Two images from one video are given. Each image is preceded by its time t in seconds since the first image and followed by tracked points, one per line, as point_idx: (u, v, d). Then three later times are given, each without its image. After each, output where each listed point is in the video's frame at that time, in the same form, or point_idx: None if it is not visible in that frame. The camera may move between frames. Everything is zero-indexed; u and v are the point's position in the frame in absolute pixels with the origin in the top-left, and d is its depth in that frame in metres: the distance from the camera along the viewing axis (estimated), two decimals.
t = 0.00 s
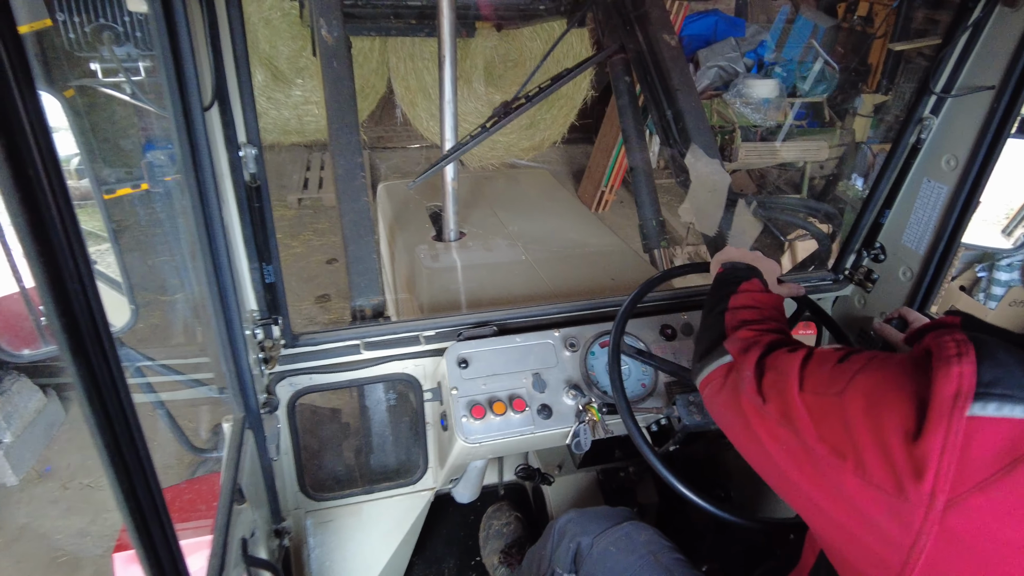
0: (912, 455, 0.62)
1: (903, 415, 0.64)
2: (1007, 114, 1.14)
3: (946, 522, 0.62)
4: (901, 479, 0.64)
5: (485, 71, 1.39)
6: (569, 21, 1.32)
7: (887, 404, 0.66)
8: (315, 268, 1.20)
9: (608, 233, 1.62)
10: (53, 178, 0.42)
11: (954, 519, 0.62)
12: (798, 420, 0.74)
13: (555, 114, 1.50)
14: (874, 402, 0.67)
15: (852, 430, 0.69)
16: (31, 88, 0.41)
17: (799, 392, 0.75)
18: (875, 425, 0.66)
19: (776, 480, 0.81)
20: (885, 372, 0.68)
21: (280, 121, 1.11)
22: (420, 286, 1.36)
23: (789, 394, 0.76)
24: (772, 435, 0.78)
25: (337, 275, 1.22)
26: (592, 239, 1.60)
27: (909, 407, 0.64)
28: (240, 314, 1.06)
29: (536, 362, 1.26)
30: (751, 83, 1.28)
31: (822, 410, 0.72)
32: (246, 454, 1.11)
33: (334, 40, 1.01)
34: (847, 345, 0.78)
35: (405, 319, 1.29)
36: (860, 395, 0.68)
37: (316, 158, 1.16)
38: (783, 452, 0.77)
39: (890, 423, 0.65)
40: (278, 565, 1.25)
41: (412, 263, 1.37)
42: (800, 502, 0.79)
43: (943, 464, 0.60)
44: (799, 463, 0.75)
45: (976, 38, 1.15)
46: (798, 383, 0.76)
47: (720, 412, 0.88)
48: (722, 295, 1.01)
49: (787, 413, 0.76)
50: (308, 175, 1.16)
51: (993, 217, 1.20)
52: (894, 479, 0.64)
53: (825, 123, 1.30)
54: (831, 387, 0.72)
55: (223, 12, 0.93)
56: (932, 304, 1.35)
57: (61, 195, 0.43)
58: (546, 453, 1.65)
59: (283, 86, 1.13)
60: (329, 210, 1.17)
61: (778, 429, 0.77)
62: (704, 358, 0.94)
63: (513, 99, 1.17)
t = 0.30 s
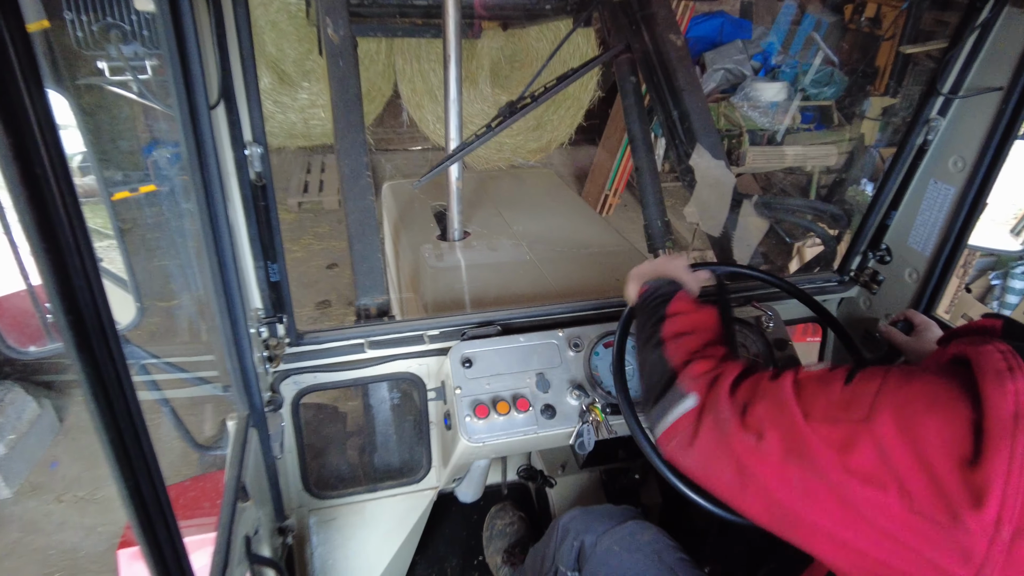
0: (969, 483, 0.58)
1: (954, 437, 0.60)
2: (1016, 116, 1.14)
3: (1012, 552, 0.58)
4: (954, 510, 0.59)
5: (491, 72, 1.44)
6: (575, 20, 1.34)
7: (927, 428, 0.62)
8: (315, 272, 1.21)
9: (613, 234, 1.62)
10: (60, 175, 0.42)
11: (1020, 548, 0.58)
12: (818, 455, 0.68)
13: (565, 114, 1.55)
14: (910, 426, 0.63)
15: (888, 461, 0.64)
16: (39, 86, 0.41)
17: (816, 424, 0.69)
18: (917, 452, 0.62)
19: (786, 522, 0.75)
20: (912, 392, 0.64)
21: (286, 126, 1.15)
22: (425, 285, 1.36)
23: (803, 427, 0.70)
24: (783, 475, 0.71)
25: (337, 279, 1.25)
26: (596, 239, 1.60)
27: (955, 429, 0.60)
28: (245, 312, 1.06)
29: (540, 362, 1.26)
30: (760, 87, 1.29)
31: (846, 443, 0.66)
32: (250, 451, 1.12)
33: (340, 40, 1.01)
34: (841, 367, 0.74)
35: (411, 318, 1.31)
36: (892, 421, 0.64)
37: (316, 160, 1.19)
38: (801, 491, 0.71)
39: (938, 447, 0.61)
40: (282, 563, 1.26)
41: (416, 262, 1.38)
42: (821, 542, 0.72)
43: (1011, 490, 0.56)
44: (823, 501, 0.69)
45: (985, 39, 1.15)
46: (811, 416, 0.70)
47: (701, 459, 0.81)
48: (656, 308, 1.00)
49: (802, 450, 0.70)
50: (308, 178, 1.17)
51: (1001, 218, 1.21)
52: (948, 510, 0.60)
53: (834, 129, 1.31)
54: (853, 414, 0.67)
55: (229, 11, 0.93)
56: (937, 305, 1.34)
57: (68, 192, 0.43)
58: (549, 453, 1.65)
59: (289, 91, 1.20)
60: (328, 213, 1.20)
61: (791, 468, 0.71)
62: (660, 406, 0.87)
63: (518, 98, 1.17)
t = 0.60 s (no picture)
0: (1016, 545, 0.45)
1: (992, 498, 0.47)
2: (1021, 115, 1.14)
3: None
4: None
5: (496, 73, 1.46)
6: (580, 19, 1.30)
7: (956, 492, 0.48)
8: (315, 277, 1.23)
9: (617, 234, 1.62)
10: (67, 175, 0.43)
11: None
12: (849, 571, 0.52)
13: (569, 114, 1.53)
14: (935, 506, 0.49)
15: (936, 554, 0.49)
16: (45, 84, 0.41)
17: (835, 535, 0.53)
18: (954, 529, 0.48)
19: None
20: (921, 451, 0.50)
21: (291, 128, 1.13)
22: (428, 284, 1.37)
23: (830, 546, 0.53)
24: None
25: (337, 285, 1.27)
26: (600, 238, 1.60)
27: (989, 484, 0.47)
28: (249, 310, 1.06)
29: (544, 361, 1.26)
30: (765, 90, 1.26)
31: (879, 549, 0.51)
32: (254, 449, 1.12)
33: (345, 38, 1.01)
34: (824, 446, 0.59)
35: (414, 317, 1.31)
36: (915, 503, 0.49)
37: (316, 162, 1.20)
38: None
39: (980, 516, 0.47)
40: (285, 561, 1.26)
41: (421, 260, 1.39)
42: None
43: None
44: None
45: (990, 40, 1.14)
46: (822, 525, 0.54)
47: None
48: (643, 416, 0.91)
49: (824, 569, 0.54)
50: (308, 181, 1.16)
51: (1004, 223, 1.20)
52: None
53: (840, 131, 1.29)
54: (873, 510, 0.51)
55: (235, 10, 0.93)
56: (942, 306, 1.33)
57: (74, 192, 0.44)
58: (553, 452, 1.65)
59: (294, 92, 1.18)
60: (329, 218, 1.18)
61: None
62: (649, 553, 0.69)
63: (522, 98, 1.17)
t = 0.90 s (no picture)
0: (997, 529, 0.50)
1: (986, 488, 0.51)
2: None
3: None
4: (992, 557, 0.51)
5: (499, 75, 1.38)
6: (583, 19, 1.29)
7: (944, 481, 0.52)
8: (315, 282, 1.21)
9: (620, 235, 1.62)
10: (71, 176, 0.43)
11: None
12: (835, 543, 0.57)
13: (574, 116, 1.46)
14: (923, 481, 0.53)
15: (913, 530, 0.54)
16: (50, 86, 0.41)
17: (826, 497, 0.59)
18: (939, 512, 0.52)
19: None
20: (920, 442, 0.55)
21: (295, 134, 1.09)
22: (431, 284, 1.37)
23: (824, 518, 0.59)
24: None
25: (337, 288, 1.26)
26: (602, 239, 1.61)
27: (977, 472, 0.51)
28: (252, 311, 1.05)
29: (547, 362, 1.26)
30: (770, 92, 1.26)
31: (861, 521, 0.56)
32: (257, 449, 1.12)
33: (348, 38, 1.01)
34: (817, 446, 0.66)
35: (417, 317, 1.31)
36: (906, 472, 0.54)
37: (317, 166, 1.15)
38: None
39: (968, 506, 0.51)
40: (287, 560, 1.26)
41: (423, 260, 1.38)
42: None
43: None
44: None
45: (995, 40, 1.15)
46: (816, 488, 0.61)
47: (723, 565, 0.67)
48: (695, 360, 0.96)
49: (815, 541, 0.59)
50: (309, 183, 1.14)
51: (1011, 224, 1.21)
52: (989, 560, 0.51)
53: (846, 131, 1.29)
54: (860, 481, 0.57)
55: (238, 9, 0.93)
56: (948, 309, 1.33)
57: (79, 192, 0.44)
58: (555, 453, 1.65)
59: (297, 96, 1.09)
60: (330, 221, 1.17)
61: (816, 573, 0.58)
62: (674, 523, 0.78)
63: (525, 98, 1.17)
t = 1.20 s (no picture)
0: (946, 458, 0.61)
1: (937, 427, 0.62)
2: None
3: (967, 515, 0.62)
4: (944, 484, 0.61)
5: (502, 76, 1.41)
6: (586, 20, 1.31)
7: (916, 413, 0.64)
8: (315, 284, 1.23)
9: (622, 236, 1.62)
10: (75, 175, 0.43)
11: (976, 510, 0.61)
12: (836, 448, 0.74)
13: (578, 117, 1.49)
14: (896, 403, 0.67)
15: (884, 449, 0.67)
16: (54, 85, 0.41)
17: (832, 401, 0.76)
18: (902, 440, 0.65)
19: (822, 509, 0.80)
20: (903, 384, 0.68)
21: (297, 138, 1.11)
22: (433, 284, 1.37)
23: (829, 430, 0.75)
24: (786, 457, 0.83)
25: (337, 292, 1.26)
26: (604, 240, 1.61)
27: (935, 411, 0.63)
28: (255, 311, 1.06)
29: (548, 362, 1.26)
30: (775, 94, 1.26)
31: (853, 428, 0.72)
32: (259, 450, 1.12)
33: (351, 39, 1.01)
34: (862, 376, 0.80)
35: (419, 317, 1.31)
36: (888, 396, 0.68)
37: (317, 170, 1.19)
38: (826, 481, 0.76)
39: (928, 436, 0.63)
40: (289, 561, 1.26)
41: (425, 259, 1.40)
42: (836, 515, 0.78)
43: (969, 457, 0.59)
44: (842, 490, 0.74)
45: (999, 40, 1.14)
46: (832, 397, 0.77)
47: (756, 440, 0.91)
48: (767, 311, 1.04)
49: (817, 439, 0.77)
50: (308, 185, 1.17)
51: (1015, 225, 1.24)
52: (942, 486, 0.62)
53: (851, 133, 1.28)
54: (859, 395, 0.72)
55: (241, 10, 0.93)
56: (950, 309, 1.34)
57: (82, 191, 0.44)
58: (557, 455, 1.65)
59: (301, 100, 1.13)
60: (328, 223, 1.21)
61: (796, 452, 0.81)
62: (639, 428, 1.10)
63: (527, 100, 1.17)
